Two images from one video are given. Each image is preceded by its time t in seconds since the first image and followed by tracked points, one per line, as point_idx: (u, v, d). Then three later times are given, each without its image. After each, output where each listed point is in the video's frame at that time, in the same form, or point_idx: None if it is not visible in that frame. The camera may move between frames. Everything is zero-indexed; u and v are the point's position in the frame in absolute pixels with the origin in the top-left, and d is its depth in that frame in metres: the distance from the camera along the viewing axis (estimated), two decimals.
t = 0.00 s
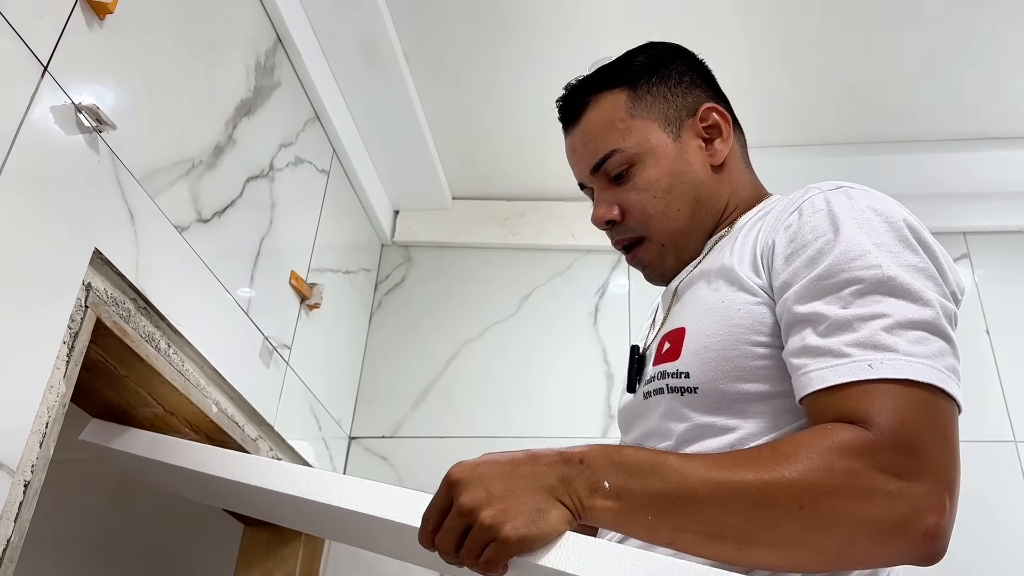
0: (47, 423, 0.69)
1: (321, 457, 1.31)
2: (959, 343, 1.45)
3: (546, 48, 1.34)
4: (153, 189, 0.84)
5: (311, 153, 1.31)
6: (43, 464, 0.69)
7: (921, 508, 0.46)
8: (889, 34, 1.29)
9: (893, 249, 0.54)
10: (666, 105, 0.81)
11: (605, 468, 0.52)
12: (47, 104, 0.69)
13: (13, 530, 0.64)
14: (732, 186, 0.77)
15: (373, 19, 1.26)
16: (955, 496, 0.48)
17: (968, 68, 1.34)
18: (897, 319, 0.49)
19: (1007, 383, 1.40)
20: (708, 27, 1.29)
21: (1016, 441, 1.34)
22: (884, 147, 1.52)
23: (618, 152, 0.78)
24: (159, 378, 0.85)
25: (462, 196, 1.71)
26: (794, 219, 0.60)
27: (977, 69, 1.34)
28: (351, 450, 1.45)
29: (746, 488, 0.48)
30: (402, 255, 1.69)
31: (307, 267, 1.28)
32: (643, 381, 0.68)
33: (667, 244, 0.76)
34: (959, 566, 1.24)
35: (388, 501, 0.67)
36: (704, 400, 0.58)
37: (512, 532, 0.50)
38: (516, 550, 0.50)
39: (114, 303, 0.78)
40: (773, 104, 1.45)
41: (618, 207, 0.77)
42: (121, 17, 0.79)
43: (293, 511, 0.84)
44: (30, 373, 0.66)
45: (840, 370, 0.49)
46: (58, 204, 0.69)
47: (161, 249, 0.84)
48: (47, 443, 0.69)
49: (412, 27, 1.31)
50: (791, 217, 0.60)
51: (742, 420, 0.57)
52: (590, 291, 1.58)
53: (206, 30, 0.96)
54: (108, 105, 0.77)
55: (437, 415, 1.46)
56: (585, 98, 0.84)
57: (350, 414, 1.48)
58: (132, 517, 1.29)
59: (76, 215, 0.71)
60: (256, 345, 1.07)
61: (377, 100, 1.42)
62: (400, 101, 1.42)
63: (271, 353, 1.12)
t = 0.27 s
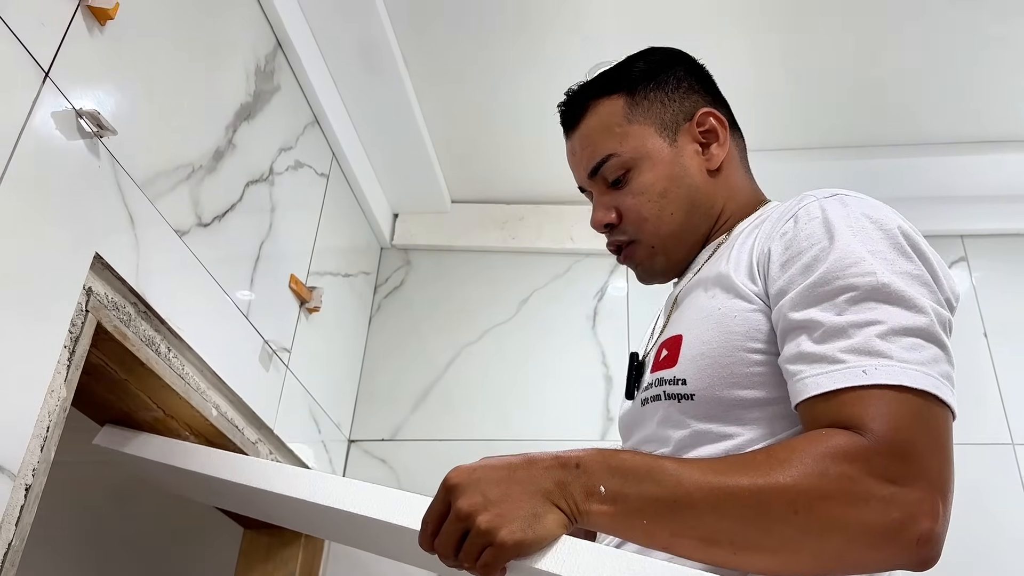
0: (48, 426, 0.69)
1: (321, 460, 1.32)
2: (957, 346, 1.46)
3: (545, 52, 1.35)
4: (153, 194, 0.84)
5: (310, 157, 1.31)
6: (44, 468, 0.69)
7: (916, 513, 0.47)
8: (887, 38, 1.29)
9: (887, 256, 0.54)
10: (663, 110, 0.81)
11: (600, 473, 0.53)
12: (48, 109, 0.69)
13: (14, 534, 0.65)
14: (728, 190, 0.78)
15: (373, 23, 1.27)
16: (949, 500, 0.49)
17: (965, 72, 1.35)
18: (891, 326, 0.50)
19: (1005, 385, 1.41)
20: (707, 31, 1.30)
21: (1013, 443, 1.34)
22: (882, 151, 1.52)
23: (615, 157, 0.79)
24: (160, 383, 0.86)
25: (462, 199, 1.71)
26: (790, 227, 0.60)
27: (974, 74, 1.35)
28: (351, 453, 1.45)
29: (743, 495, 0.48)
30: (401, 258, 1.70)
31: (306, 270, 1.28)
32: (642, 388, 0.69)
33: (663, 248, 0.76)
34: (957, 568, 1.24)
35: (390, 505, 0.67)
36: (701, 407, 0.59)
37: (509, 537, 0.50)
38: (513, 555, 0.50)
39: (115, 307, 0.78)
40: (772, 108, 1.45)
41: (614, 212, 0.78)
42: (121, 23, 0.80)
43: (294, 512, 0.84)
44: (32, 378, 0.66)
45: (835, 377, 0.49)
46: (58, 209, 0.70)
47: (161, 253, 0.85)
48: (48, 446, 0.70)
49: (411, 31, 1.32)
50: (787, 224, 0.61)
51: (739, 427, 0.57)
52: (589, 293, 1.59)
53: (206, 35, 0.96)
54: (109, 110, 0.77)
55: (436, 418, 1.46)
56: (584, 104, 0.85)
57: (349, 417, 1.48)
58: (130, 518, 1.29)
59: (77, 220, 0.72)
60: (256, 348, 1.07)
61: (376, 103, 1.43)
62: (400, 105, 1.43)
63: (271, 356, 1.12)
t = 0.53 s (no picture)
0: (49, 431, 0.70)
1: (321, 464, 1.32)
2: (955, 349, 1.47)
3: (545, 57, 1.36)
4: (154, 200, 0.85)
5: (310, 161, 1.31)
6: (45, 472, 0.70)
7: (906, 519, 0.47)
8: (885, 44, 1.30)
9: (880, 263, 0.54)
10: (657, 116, 0.82)
11: (594, 479, 0.53)
12: (50, 115, 0.69)
13: (16, 538, 0.65)
14: (722, 195, 0.78)
15: (372, 29, 1.27)
16: (941, 506, 0.49)
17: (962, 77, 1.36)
18: (884, 332, 0.50)
19: (1003, 389, 1.41)
20: (705, 36, 1.30)
21: (1011, 446, 1.35)
22: (881, 156, 1.53)
23: (609, 163, 0.79)
24: (160, 387, 0.86)
25: (461, 203, 1.72)
26: (784, 233, 0.61)
27: (971, 79, 1.36)
28: (350, 457, 1.46)
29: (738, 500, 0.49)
30: (401, 261, 1.70)
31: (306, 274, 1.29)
32: (638, 393, 0.69)
33: (657, 253, 0.77)
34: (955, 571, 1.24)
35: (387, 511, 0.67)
36: (694, 412, 0.59)
37: (504, 545, 0.50)
38: (509, 563, 0.50)
39: (115, 312, 0.79)
40: (770, 112, 1.46)
41: (609, 217, 0.78)
42: (122, 29, 0.80)
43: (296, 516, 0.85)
44: (34, 383, 0.67)
45: (828, 382, 0.50)
46: (60, 216, 0.70)
47: (162, 258, 0.85)
48: (49, 451, 0.70)
49: (411, 37, 1.32)
50: (781, 231, 0.61)
51: (733, 433, 0.57)
52: (588, 297, 1.59)
53: (207, 41, 0.97)
54: (109, 116, 0.78)
55: (436, 422, 1.47)
56: (579, 110, 0.85)
57: (349, 421, 1.49)
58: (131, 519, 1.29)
59: (77, 226, 0.72)
60: (256, 352, 1.08)
61: (376, 108, 1.43)
62: (399, 110, 1.43)
63: (271, 360, 1.13)
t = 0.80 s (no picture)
0: (49, 436, 0.70)
1: (321, 467, 1.32)
2: (953, 353, 1.47)
3: (544, 62, 1.36)
4: (153, 205, 0.85)
5: (310, 166, 1.32)
6: (45, 477, 0.70)
7: (902, 521, 0.46)
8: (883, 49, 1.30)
9: (872, 269, 0.54)
10: (659, 118, 0.82)
11: (587, 488, 0.51)
12: (49, 121, 0.70)
13: (15, 543, 0.65)
14: (720, 199, 0.78)
15: (372, 34, 1.28)
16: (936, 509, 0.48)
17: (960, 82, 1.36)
18: (876, 336, 0.49)
19: (1001, 393, 1.42)
20: (703, 41, 1.31)
21: (1009, 450, 1.35)
22: (879, 160, 1.53)
23: (610, 162, 0.79)
24: (160, 392, 0.87)
25: (460, 206, 1.72)
26: (776, 241, 0.60)
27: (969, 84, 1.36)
28: (349, 461, 1.46)
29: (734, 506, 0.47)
30: (400, 265, 1.70)
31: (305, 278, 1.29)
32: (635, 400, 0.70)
33: (653, 254, 0.77)
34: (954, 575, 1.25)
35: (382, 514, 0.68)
36: (688, 420, 0.59)
37: (498, 564, 0.48)
38: None
39: (115, 317, 0.79)
40: (769, 116, 1.46)
41: (607, 216, 0.78)
42: (122, 35, 0.81)
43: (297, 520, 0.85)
44: (34, 388, 0.67)
45: (821, 387, 0.49)
46: (59, 221, 0.70)
47: (161, 263, 0.86)
48: (48, 456, 0.70)
49: (410, 41, 1.33)
50: (773, 239, 0.60)
51: (727, 440, 0.58)
52: (588, 301, 1.60)
53: (206, 47, 0.97)
54: (109, 122, 0.78)
55: (435, 426, 1.47)
56: (582, 109, 0.86)
57: (349, 425, 1.49)
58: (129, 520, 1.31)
59: (77, 231, 0.72)
60: (255, 356, 1.08)
61: (374, 112, 1.43)
62: (398, 114, 1.43)
63: (270, 364, 1.13)
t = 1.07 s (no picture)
0: (52, 440, 0.70)
1: (322, 471, 1.32)
2: (953, 356, 1.48)
3: (544, 66, 1.36)
4: (156, 210, 0.85)
5: (311, 170, 1.32)
6: (48, 481, 0.70)
7: (891, 523, 0.42)
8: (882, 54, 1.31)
9: (856, 269, 0.50)
10: (661, 119, 0.82)
11: (573, 502, 0.47)
12: (53, 126, 0.70)
13: (18, 547, 0.66)
14: (717, 203, 0.78)
15: (373, 38, 1.28)
16: (928, 512, 0.44)
17: (959, 86, 1.36)
18: (860, 335, 0.45)
19: (1001, 396, 1.42)
20: (703, 46, 1.31)
21: (1009, 453, 1.36)
22: (879, 164, 1.53)
23: (610, 160, 0.79)
24: (163, 396, 0.87)
25: (461, 210, 1.72)
26: (761, 244, 0.57)
27: (969, 88, 1.36)
28: (351, 464, 1.46)
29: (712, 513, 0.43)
30: (401, 269, 1.71)
31: (307, 282, 1.29)
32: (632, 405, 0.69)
33: (647, 253, 0.77)
34: None
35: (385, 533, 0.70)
36: (681, 425, 0.57)
37: None
38: None
39: (118, 321, 0.79)
40: (769, 121, 1.47)
41: (604, 213, 0.78)
42: (125, 41, 0.81)
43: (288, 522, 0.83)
44: (38, 393, 0.67)
45: (806, 389, 0.45)
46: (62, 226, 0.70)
47: (163, 268, 0.86)
48: (51, 460, 0.70)
49: (411, 46, 1.33)
50: (758, 243, 0.57)
51: (719, 445, 0.55)
52: (588, 304, 1.60)
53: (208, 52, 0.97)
54: (112, 127, 0.78)
55: (436, 429, 1.47)
56: (586, 107, 0.86)
57: (350, 428, 1.49)
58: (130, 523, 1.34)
59: (81, 236, 0.73)
60: (257, 360, 1.08)
61: (375, 116, 1.44)
62: (398, 118, 1.44)
63: (271, 368, 1.13)
